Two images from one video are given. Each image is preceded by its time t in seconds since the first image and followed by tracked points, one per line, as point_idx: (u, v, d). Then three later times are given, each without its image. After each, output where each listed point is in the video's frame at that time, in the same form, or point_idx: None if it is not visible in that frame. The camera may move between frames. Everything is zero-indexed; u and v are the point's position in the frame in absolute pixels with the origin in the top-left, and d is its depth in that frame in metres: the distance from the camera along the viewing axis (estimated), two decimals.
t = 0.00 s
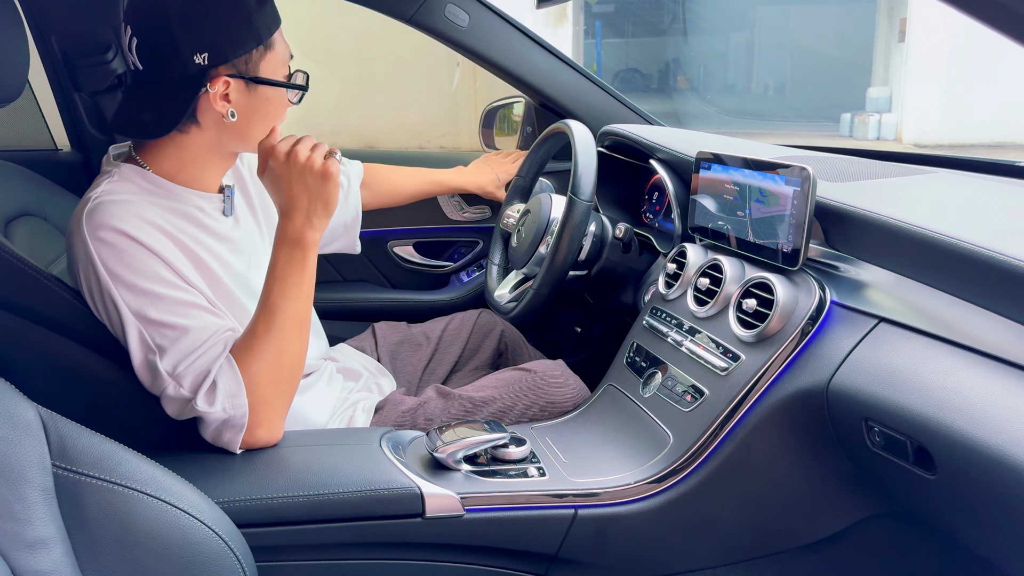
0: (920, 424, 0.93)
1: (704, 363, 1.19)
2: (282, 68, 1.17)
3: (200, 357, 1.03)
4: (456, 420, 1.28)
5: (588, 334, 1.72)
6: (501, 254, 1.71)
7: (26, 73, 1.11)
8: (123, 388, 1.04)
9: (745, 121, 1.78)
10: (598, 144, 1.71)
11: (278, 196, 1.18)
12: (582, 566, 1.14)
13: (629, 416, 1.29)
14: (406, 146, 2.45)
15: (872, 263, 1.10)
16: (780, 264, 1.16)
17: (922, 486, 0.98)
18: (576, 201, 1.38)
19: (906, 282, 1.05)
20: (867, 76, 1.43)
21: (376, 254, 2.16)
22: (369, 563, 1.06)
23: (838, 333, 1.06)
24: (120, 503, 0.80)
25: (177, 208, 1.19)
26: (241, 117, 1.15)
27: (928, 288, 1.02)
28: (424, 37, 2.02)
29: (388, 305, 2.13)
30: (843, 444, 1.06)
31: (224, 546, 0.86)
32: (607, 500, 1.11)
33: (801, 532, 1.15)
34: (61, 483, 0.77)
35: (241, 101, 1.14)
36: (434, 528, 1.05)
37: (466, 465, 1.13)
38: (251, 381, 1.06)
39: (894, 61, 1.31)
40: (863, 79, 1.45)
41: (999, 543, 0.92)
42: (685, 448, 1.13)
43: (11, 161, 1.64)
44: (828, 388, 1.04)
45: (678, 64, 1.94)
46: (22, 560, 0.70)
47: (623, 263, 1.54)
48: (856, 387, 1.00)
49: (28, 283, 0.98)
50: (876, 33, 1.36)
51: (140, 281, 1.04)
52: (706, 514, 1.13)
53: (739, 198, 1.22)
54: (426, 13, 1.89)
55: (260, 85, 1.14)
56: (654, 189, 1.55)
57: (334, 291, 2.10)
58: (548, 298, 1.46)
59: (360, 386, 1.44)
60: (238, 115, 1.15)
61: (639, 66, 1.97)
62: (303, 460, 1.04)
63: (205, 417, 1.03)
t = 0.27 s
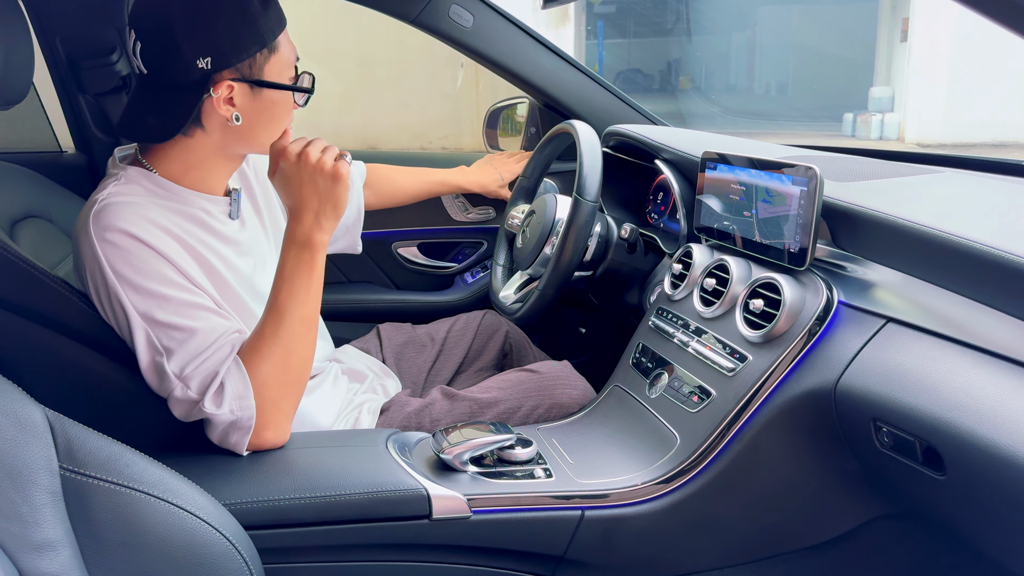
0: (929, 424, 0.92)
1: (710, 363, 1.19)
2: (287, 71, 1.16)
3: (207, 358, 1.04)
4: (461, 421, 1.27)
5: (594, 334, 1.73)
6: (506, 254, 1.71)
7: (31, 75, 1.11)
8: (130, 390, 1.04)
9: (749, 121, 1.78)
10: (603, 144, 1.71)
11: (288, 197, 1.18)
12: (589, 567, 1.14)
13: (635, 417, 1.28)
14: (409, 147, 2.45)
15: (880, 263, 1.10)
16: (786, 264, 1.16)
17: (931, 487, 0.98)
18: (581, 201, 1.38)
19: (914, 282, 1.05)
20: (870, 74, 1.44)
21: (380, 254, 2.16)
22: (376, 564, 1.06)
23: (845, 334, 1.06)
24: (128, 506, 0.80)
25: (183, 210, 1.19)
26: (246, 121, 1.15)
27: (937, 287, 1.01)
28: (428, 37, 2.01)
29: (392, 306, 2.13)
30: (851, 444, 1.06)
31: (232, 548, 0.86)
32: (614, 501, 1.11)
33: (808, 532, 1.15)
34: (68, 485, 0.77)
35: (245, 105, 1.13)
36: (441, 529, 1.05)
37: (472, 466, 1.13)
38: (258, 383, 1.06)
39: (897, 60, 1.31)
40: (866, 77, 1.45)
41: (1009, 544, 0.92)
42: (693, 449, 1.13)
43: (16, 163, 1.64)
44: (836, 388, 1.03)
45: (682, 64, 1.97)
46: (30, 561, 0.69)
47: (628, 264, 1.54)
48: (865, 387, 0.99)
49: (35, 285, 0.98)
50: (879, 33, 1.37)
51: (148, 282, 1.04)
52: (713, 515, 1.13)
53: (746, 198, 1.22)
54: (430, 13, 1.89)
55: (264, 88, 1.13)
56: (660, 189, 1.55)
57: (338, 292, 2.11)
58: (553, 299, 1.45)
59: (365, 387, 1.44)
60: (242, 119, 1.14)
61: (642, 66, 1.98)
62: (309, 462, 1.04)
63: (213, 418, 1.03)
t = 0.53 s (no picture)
0: (936, 423, 0.92)
1: (715, 363, 1.19)
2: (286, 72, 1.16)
3: (211, 362, 1.03)
4: (466, 422, 1.27)
5: (597, 335, 1.72)
6: (510, 255, 1.71)
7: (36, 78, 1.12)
8: (136, 392, 1.04)
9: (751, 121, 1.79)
10: (607, 144, 1.71)
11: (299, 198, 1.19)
12: (595, 568, 1.14)
13: (640, 417, 1.28)
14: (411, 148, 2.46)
15: (885, 262, 1.10)
16: (791, 263, 1.16)
17: (937, 486, 0.98)
18: (585, 202, 1.38)
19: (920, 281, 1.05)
20: (872, 75, 1.43)
21: (383, 256, 2.18)
22: (382, 566, 1.06)
23: (851, 333, 1.06)
24: (135, 508, 0.79)
25: (184, 213, 1.19)
26: (246, 125, 1.15)
27: (943, 286, 1.01)
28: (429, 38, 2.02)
29: (392, 308, 2.11)
30: (857, 444, 1.05)
31: (238, 549, 0.86)
32: (619, 502, 1.11)
33: (815, 532, 1.15)
34: (74, 486, 0.76)
35: (244, 109, 1.13)
36: (447, 530, 1.05)
37: (477, 467, 1.13)
38: (262, 383, 1.06)
39: (897, 58, 1.31)
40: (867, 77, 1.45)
41: (1016, 543, 0.92)
42: (698, 449, 1.13)
43: (22, 166, 1.65)
44: (841, 388, 1.03)
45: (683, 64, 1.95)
46: (36, 563, 0.69)
47: (632, 263, 1.53)
48: (871, 387, 0.99)
49: (39, 287, 0.99)
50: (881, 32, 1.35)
51: (150, 286, 1.04)
52: (719, 515, 1.13)
53: (750, 197, 1.22)
54: (433, 14, 1.90)
55: (263, 91, 1.13)
56: (664, 189, 1.55)
57: (342, 293, 2.11)
58: (558, 299, 1.45)
59: (370, 388, 1.44)
60: (242, 122, 1.14)
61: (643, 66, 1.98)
62: (315, 463, 1.04)
63: (218, 421, 1.02)
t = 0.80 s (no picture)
0: (942, 424, 0.92)
1: (719, 364, 1.18)
2: (281, 77, 1.15)
3: (215, 364, 1.02)
4: (469, 423, 1.27)
5: (599, 335, 1.73)
6: (511, 255, 1.71)
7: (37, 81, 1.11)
8: (138, 396, 1.04)
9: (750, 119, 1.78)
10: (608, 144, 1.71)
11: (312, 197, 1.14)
12: (599, 569, 1.14)
13: (643, 418, 1.28)
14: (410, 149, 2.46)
15: (889, 262, 1.09)
16: (794, 263, 1.16)
17: (943, 486, 0.97)
18: (587, 202, 1.37)
19: (925, 280, 1.04)
20: (871, 74, 1.42)
21: (385, 257, 2.19)
22: (386, 568, 1.06)
23: (855, 333, 1.05)
24: (138, 512, 0.79)
25: (187, 213, 1.19)
26: (243, 130, 1.14)
27: (948, 286, 1.01)
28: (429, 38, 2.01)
29: (394, 308, 2.09)
30: (862, 444, 1.05)
31: (242, 552, 0.85)
32: (624, 503, 1.11)
33: (819, 532, 1.15)
34: (78, 490, 0.76)
35: (241, 115, 1.12)
36: (451, 532, 1.04)
37: (481, 469, 1.12)
38: (267, 385, 1.04)
39: (898, 57, 1.30)
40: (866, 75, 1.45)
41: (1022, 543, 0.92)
42: (703, 449, 1.13)
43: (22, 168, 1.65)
44: (846, 388, 1.03)
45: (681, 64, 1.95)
46: (41, 567, 0.69)
47: (634, 264, 1.53)
48: (876, 387, 0.99)
49: (43, 291, 0.98)
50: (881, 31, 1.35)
51: (154, 289, 1.04)
52: (724, 516, 1.13)
53: (753, 197, 1.21)
54: (434, 15, 1.90)
55: (259, 97, 1.12)
56: (665, 189, 1.54)
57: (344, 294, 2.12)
58: (560, 300, 1.45)
59: (373, 389, 1.44)
60: (239, 128, 1.13)
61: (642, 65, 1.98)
62: (318, 466, 1.03)
63: (225, 423, 1.01)
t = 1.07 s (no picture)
0: (945, 423, 0.92)
1: (721, 363, 1.18)
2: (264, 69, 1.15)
3: (227, 361, 1.03)
4: (471, 423, 1.27)
5: (599, 336, 1.72)
6: (512, 255, 1.71)
7: (37, 82, 1.11)
8: (141, 397, 1.04)
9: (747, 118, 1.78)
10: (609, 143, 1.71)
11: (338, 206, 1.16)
12: (602, 569, 1.14)
13: (646, 418, 1.28)
14: (410, 145, 2.45)
15: (891, 261, 1.09)
16: (795, 263, 1.16)
17: (945, 486, 0.98)
18: (589, 202, 1.37)
19: (926, 280, 1.04)
20: (869, 71, 1.44)
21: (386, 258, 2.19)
22: (389, 568, 1.05)
23: (857, 333, 1.05)
24: (143, 513, 0.79)
25: (182, 213, 1.18)
26: (226, 125, 1.14)
27: (951, 286, 1.01)
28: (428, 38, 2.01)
29: (391, 309, 2.06)
30: (865, 443, 1.05)
31: (244, 552, 0.86)
32: (627, 503, 1.11)
33: (821, 531, 1.15)
34: (82, 492, 0.76)
35: (224, 109, 1.12)
36: (454, 532, 1.04)
37: (484, 469, 1.12)
38: (283, 378, 1.07)
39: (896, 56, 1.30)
40: (864, 73, 1.45)
41: None
42: (705, 449, 1.13)
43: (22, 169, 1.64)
44: (849, 387, 1.03)
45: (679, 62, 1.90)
46: (46, 571, 0.67)
47: (636, 263, 1.53)
48: (879, 387, 0.99)
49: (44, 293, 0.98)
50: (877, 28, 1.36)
51: (157, 290, 1.03)
52: (726, 516, 1.13)
53: (755, 197, 1.21)
54: (435, 15, 1.89)
55: (242, 91, 1.12)
56: (666, 189, 1.54)
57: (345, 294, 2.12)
58: (562, 300, 1.45)
59: (375, 390, 1.44)
60: (223, 123, 1.13)
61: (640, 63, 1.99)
62: (322, 467, 1.03)
63: (239, 418, 1.01)
